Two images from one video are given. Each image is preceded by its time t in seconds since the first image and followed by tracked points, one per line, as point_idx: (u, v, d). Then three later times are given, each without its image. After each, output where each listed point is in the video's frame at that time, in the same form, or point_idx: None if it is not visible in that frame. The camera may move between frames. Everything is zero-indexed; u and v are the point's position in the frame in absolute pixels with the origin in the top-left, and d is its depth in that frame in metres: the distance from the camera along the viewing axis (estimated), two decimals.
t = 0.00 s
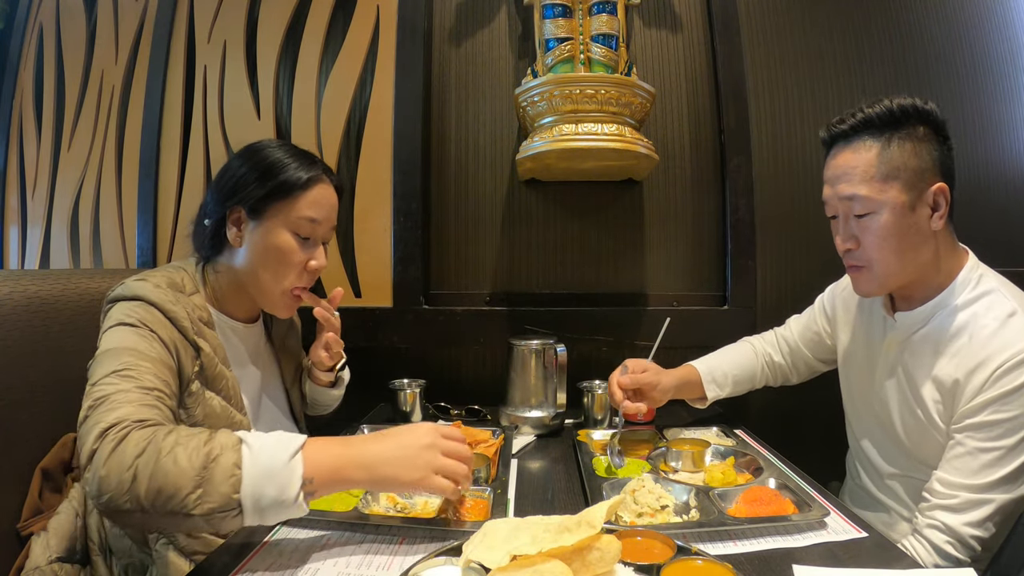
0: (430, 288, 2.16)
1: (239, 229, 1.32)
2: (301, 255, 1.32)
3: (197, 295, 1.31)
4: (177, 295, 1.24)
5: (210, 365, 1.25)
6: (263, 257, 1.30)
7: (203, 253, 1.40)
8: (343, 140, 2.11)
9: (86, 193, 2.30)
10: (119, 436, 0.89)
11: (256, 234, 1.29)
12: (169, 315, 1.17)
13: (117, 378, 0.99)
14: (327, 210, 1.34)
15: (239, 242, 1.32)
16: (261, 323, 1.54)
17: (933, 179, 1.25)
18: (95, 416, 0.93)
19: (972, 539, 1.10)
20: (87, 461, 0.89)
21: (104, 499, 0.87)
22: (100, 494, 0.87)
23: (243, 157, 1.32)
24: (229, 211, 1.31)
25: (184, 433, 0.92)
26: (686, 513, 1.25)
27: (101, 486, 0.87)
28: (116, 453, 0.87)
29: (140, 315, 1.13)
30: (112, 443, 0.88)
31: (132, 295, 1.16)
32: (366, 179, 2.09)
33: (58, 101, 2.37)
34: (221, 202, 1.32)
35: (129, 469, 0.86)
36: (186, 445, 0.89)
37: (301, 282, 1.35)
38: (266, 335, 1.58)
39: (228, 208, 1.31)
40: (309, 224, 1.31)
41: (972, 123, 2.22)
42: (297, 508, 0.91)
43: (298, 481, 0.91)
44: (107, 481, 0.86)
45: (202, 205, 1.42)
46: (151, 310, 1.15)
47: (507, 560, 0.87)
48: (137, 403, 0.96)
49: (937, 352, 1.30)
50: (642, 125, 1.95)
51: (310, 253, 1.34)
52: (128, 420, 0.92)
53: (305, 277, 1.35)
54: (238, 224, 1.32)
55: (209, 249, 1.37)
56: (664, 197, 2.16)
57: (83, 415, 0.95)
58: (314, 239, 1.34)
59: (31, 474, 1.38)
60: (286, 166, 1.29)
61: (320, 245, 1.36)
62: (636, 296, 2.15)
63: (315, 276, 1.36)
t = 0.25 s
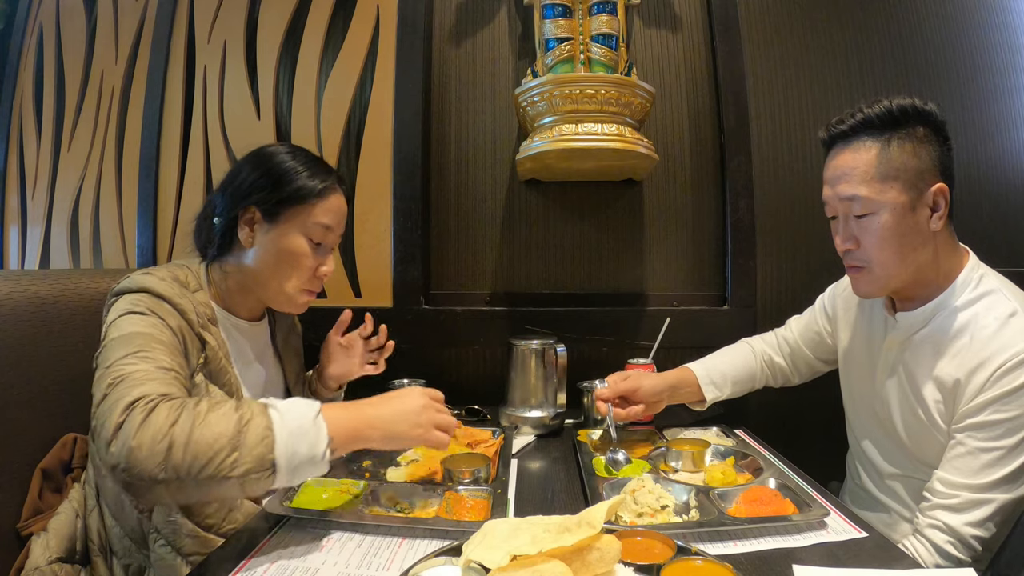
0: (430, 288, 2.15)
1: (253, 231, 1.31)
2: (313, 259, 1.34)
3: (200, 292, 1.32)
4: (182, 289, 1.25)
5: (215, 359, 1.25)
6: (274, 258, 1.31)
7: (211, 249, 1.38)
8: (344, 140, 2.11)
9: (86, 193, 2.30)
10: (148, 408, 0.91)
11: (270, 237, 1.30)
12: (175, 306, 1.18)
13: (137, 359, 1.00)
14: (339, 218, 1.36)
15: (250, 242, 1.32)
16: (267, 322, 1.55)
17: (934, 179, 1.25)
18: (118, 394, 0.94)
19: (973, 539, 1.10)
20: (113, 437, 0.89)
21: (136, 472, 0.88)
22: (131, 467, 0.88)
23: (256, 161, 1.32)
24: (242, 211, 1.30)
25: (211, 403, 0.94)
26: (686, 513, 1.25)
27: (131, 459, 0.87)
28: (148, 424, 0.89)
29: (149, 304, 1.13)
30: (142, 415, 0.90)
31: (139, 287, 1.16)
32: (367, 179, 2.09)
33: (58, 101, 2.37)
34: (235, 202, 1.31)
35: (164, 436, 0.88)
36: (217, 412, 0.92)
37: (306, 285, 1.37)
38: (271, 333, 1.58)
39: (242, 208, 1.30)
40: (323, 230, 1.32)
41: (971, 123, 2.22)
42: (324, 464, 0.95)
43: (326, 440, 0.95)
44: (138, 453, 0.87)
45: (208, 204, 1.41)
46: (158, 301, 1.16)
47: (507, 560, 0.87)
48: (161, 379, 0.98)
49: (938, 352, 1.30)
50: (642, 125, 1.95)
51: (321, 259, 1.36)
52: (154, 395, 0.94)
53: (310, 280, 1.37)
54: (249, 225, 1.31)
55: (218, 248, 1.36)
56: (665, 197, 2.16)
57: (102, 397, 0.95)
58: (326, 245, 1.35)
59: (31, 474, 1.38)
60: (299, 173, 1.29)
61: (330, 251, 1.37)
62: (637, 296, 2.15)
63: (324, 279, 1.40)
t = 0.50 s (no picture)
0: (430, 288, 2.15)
1: (263, 232, 1.32)
2: (320, 261, 1.35)
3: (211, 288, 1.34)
4: (196, 275, 1.33)
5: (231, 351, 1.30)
6: (284, 261, 1.32)
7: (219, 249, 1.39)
8: (344, 140, 2.11)
9: (86, 193, 2.30)
10: (224, 377, 1.06)
11: (280, 238, 1.31)
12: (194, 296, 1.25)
13: (190, 337, 1.11)
14: (347, 223, 1.39)
15: (260, 244, 1.33)
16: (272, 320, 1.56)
17: (934, 179, 1.25)
18: (187, 362, 1.05)
19: (973, 539, 1.10)
20: (187, 400, 1.01)
21: (216, 431, 1.00)
22: (211, 427, 1.00)
23: (265, 165, 1.34)
24: (253, 214, 1.32)
25: (272, 378, 1.12)
26: (686, 513, 1.25)
27: (209, 420, 1.00)
28: (228, 390, 1.04)
29: (174, 294, 1.21)
30: (221, 382, 1.04)
31: (159, 278, 1.23)
32: (367, 179, 2.09)
33: (58, 101, 2.37)
34: (245, 205, 1.32)
35: (244, 399, 1.04)
36: (281, 384, 1.10)
37: (315, 287, 1.38)
38: (275, 334, 1.58)
39: (252, 210, 1.32)
40: (331, 233, 1.34)
41: (971, 123, 2.22)
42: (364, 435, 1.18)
43: (367, 411, 1.18)
44: (218, 414, 1.00)
45: (216, 206, 1.42)
46: (178, 292, 1.23)
47: (507, 560, 0.87)
48: (221, 354, 1.11)
49: (938, 352, 1.30)
50: (642, 125, 1.95)
51: (328, 261, 1.38)
52: (223, 367, 1.07)
53: (319, 283, 1.38)
54: (259, 227, 1.32)
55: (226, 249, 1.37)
56: (665, 197, 2.16)
57: (165, 367, 1.04)
58: (333, 248, 1.38)
59: (31, 475, 1.38)
60: (307, 178, 1.32)
61: (336, 253, 1.39)
62: (637, 296, 2.15)
63: (329, 281, 1.41)
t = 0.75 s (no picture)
0: (430, 288, 2.16)
1: (271, 233, 1.33)
2: (326, 262, 1.35)
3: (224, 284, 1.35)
4: (214, 277, 1.32)
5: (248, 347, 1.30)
6: (289, 260, 1.32)
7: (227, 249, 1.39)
8: (344, 140, 2.11)
9: (86, 193, 2.30)
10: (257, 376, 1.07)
11: (287, 237, 1.31)
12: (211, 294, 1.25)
13: (220, 335, 1.12)
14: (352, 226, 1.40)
15: (268, 242, 1.33)
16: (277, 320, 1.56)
17: (933, 178, 1.25)
18: (223, 359, 1.06)
19: (972, 540, 1.10)
20: (226, 397, 1.02)
21: (251, 427, 1.02)
22: (245, 423, 1.02)
23: (271, 168, 1.35)
24: (261, 214, 1.32)
25: (298, 379, 1.14)
26: (686, 513, 1.25)
27: (247, 416, 1.02)
28: (265, 389, 1.05)
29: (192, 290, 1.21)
30: (258, 381, 1.05)
31: (175, 274, 1.23)
32: (366, 179, 2.09)
33: (58, 101, 2.37)
34: (253, 205, 1.33)
35: (277, 397, 1.05)
36: (308, 385, 1.13)
37: (321, 287, 1.39)
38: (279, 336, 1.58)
39: (260, 211, 1.32)
40: (337, 234, 1.35)
41: (971, 123, 2.22)
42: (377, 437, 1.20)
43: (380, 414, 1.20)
44: (255, 412, 1.02)
45: (224, 207, 1.42)
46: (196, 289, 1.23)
47: (507, 560, 0.87)
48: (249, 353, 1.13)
49: (936, 352, 1.30)
50: (642, 125, 1.96)
51: (333, 261, 1.39)
52: (257, 366, 1.09)
53: (325, 283, 1.39)
54: (268, 226, 1.33)
55: (233, 249, 1.37)
56: (665, 197, 2.16)
57: (201, 363, 1.05)
58: (337, 249, 1.38)
59: (31, 474, 1.38)
60: (313, 180, 1.33)
61: (341, 254, 1.40)
62: (637, 296, 2.15)
63: (334, 282, 1.41)
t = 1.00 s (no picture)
0: (430, 288, 2.16)
1: (276, 233, 1.32)
2: (330, 260, 1.36)
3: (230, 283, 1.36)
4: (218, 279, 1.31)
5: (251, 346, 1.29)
6: (291, 260, 1.32)
7: (233, 248, 1.39)
8: (344, 139, 2.11)
9: (86, 193, 2.30)
10: (248, 377, 1.06)
11: (292, 237, 1.32)
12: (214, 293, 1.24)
13: (214, 336, 1.11)
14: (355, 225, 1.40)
15: (273, 241, 1.33)
16: (280, 321, 1.56)
17: (924, 180, 1.25)
18: (213, 361, 1.05)
19: (972, 545, 1.11)
20: (214, 399, 1.01)
21: (238, 430, 1.02)
22: (234, 426, 1.01)
23: (274, 170, 1.35)
24: (267, 214, 1.32)
25: (290, 379, 1.13)
26: (686, 513, 1.25)
27: (236, 419, 1.01)
28: (254, 391, 1.05)
29: (194, 289, 1.21)
30: (246, 383, 1.05)
31: (179, 273, 1.23)
32: (366, 179, 2.09)
33: (58, 101, 2.37)
34: (258, 205, 1.33)
35: (267, 400, 1.05)
36: (299, 386, 1.12)
37: (323, 287, 1.39)
38: (282, 337, 1.58)
39: (266, 211, 1.32)
40: (340, 233, 1.36)
41: (971, 123, 2.22)
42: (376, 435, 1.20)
43: (377, 414, 1.20)
44: (244, 414, 1.02)
45: (228, 208, 1.42)
46: (198, 288, 1.23)
47: (507, 560, 0.87)
48: (243, 354, 1.12)
49: (930, 355, 1.30)
50: (642, 125, 1.96)
51: (336, 260, 1.39)
52: (247, 367, 1.08)
53: (327, 283, 1.40)
54: (273, 225, 1.33)
55: (238, 249, 1.37)
56: (664, 197, 2.16)
57: (192, 365, 1.05)
58: (341, 248, 1.39)
59: (31, 474, 1.38)
60: (316, 182, 1.33)
61: (344, 253, 1.40)
62: (637, 296, 2.15)
63: (337, 281, 1.41)
